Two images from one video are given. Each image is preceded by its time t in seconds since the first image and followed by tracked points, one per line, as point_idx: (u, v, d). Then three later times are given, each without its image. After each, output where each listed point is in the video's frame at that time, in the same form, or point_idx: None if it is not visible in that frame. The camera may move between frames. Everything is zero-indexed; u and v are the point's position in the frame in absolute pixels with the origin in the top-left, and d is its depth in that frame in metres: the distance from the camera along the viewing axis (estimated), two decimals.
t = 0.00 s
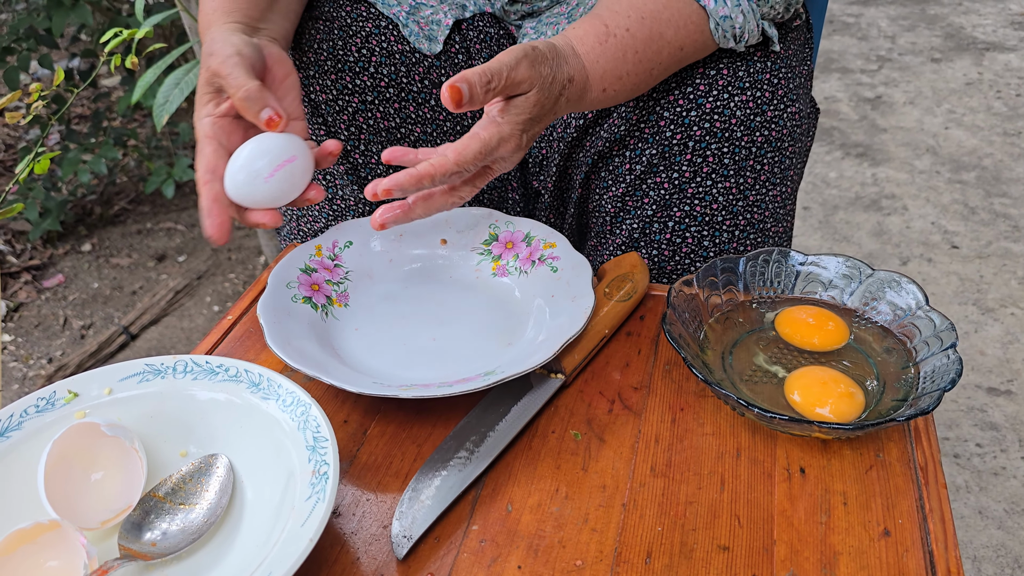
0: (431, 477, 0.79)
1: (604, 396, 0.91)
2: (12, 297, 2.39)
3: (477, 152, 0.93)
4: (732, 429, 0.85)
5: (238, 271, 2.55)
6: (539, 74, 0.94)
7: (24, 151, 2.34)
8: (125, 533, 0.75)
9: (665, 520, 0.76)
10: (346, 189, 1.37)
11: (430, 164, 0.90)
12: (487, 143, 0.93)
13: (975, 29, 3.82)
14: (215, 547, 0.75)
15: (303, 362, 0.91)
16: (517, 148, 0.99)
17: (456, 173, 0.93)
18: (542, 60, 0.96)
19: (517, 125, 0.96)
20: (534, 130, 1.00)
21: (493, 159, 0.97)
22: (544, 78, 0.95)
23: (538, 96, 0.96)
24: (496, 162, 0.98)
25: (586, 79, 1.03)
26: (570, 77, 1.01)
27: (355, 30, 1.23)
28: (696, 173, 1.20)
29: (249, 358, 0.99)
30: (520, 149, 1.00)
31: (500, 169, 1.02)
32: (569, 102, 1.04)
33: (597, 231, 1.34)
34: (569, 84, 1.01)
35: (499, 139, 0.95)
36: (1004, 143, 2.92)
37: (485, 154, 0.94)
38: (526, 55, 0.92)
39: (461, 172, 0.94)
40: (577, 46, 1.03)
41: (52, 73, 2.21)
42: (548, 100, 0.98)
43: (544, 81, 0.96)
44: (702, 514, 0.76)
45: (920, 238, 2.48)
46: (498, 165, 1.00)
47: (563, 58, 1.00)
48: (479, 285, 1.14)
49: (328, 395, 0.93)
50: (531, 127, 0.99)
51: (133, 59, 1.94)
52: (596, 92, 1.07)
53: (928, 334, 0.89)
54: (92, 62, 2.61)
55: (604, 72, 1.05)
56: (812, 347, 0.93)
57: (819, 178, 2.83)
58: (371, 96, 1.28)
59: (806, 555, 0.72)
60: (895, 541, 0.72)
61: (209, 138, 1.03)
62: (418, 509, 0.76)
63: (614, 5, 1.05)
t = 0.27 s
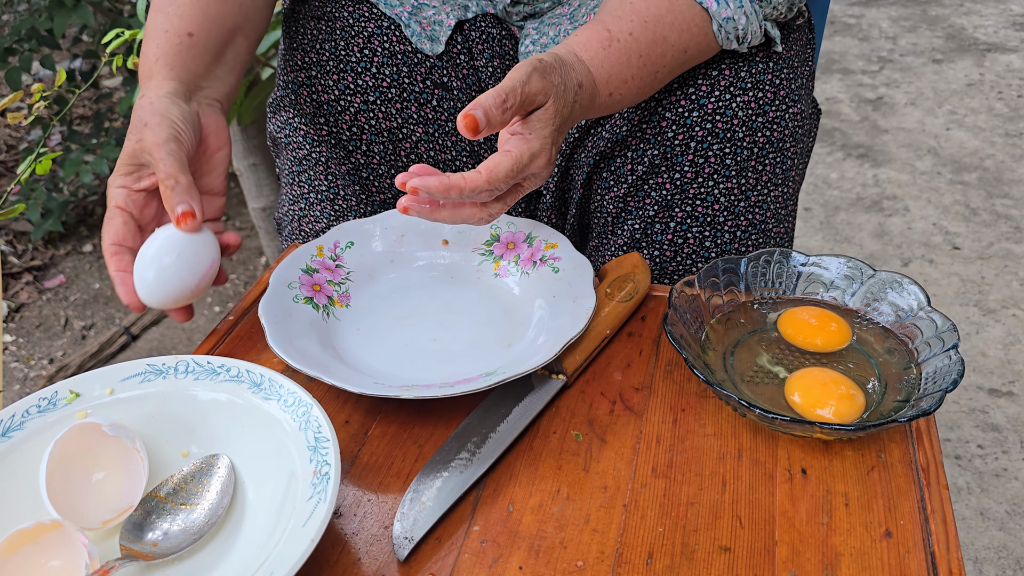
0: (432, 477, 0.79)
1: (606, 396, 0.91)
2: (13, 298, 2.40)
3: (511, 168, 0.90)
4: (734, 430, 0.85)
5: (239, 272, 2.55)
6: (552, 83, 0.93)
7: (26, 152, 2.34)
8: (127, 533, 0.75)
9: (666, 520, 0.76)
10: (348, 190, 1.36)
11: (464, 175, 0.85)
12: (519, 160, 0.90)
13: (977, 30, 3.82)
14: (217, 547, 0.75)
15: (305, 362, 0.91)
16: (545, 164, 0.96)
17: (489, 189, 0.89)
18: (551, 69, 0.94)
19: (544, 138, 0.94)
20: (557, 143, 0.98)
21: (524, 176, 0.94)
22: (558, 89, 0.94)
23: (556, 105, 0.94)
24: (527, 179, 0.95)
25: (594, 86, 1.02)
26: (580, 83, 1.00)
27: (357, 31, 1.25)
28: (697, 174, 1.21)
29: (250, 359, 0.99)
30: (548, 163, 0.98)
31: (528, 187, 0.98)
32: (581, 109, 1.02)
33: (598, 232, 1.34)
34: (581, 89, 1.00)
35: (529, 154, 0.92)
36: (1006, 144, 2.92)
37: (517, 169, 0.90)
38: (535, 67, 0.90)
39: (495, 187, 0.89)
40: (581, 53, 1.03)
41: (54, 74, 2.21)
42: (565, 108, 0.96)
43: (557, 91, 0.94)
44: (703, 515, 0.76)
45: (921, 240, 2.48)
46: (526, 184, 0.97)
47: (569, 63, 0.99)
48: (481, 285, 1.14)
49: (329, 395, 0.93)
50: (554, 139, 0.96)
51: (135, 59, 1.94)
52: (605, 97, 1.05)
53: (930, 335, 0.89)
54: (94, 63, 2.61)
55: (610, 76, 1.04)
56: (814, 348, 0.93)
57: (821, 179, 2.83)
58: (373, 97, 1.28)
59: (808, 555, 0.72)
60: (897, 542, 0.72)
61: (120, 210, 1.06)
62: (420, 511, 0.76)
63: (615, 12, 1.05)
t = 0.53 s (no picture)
0: (434, 478, 0.79)
1: (607, 396, 0.91)
2: (15, 298, 2.40)
3: (516, 163, 0.89)
4: (735, 430, 0.85)
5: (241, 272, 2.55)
6: (549, 79, 0.92)
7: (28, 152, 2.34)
8: (129, 532, 0.75)
9: (668, 520, 0.76)
10: (349, 190, 1.37)
11: (470, 168, 0.86)
12: (525, 154, 0.90)
13: (978, 31, 3.82)
14: (219, 547, 0.75)
15: (307, 362, 0.91)
16: (552, 159, 0.95)
17: (496, 183, 0.89)
18: (548, 66, 0.94)
19: (548, 132, 0.93)
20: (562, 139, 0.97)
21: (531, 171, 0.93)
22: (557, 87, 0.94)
23: (556, 99, 0.94)
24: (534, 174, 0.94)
25: (593, 83, 1.02)
26: (579, 80, 0.99)
27: (359, 31, 1.25)
28: (699, 175, 1.21)
29: (252, 358, 0.99)
30: (555, 160, 0.97)
31: (536, 185, 0.97)
32: (583, 107, 1.01)
33: (599, 233, 1.35)
34: (580, 85, 0.99)
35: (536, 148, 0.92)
36: (1007, 145, 2.92)
37: (524, 163, 0.90)
38: (531, 64, 0.90)
39: (502, 180, 0.89)
40: (580, 53, 1.03)
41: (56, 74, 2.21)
42: (566, 104, 0.95)
43: (556, 88, 0.94)
44: (705, 515, 0.76)
45: (922, 240, 2.48)
46: (533, 180, 0.96)
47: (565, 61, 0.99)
48: (482, 285, 1.14)
49: (331, 395, 0.93)
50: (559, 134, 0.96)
51: (137, 60, 1.93)
52: (604, 95, 1.05)
53: (932, 336, 0.89)
54: (96, 63, 2.62)
55: (608, 75, 1.04)
56: (816, 348, 0.93)
57: (822, 180, 2.83)
58: (375, 97, 1.28)
59: (809, 555, 0.72)
60: (899, 542, 0.72)
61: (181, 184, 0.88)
62: (422, 510, 0.76)
63: (612, 14, 1.06)
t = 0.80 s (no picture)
0: (433, 478, 0.79)
1: (607, 397, 0.91)
2: (14, 298, 2.40)
3: (519, 160, 0.88)
4: (735, 430, 0.85)
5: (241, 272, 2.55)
6: (548, 77, 0.92)
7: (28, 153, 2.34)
8: (128, 533, 0.75)
9: (668, 521, 0.76)
10: (350, 191, 1.38)
11: (473, 165, 0.85)
12: (528, 150, 0.89)
13: (978, 31, 3.82)
14: (218, 547, 0.75)
15: (307, 362, 0.91)
16: (556, 158, 0.94)
17: (499, 181, 0.88)
18: (546, 64, 0.94)
19: (550, 128, 0.92)
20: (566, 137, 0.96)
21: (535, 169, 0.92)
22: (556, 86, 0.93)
23: (556, 97, 0.93)
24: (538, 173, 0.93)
25: (593, 82, 1.02)
26: (579, 78, 0.99)
27: (361, 31, 1.25)
28: (699, 175, 1.21)
29: (251, 359, 0.99)
30: (559, 159, 0.96)
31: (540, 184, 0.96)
32: (585, 106, 1.01)
33: (600, 233, 1.35)
34: (580, 84, 0.99)
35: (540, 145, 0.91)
36: (1007, 145, 2.92)
37: (528, 161, 0.89)
38: (529, 62, 0.90)
39: (505, 178, 0.88)
40: (580, 53, 1.03)
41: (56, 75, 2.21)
42: (568, 102, 0.95)
43: (556, 86, 0.94)
44: (705, 516, 0.76)
45: (922, 241, 2.48)
46: (537, 179, 0.95)
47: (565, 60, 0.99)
48: (482, 286, 1.14)
49: (331, 396, 0.93)
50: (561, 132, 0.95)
51: (136, 60, 1.93)
52: (605, 94, 1.05)
53: (932, 336, 0.89)
54: (96, 64, 2.61)
55: (608, 74, 1.04)
56: (816, 349, 0.93)
57: (822, 180, 2.83)
58: (376, 97, 1.29)
59: (809, 556, 0.72)
60: (899, 543, 0.72)
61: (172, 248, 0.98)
62: (422, 511, 0.76)
63: (612, 15, 1.06)
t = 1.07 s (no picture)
0: (432, 480, 0.79)
1: (606, 398, 0.91)
2: (14, 299, 2.40)
3: (538, 149, 0.85)
4: (734, 431, 0.85)
5: (240, 273, 2.55)
6: (551, 73, 0.90)
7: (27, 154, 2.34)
8: (126, 536, 0.75)
9: (667, 522, 0.76)
10: (348, 190, 1.40)
11: (489, 158, 0.82)
12: (546, 140, 0.86)
13: (977, 30, 3.82)
14: (217, 549, 0.75)
15: (306, 364, 0.91)
16: (575, 149, 0.91)
17: (517, 173, 0.85)
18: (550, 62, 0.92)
19: (566, 120, 0.90)
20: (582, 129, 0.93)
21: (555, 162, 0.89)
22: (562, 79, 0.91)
23: (566, 91, 0.92)
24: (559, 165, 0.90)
25: (605, 79, 1.00)
26: (588, 74, 0.98)
27: (358, 32, 1.24)
28: (698, 176, 1.21)
29: (250, 360, 0.99)
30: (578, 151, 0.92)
31: (563, 178, 0.93)
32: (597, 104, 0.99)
33: (598, 233, 1.35)
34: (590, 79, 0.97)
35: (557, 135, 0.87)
36: (1007, 145, 2.92)
37: (546, 151, 0.86)
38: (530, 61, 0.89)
39: (524, 170, 0.85)
40: (591, 50, 1.01)
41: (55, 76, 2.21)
42: (578, 98, 0.94)
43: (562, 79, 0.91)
44: (703, 517, 0.76)
45: (921, 241, 2.48)
46: (558, 173, 0.92)
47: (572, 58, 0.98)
48: (482, 286, 1.14)
49: (330, 397, 0.93)
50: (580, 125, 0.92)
51: (135, 61, 1.93)
52: (616, 93, 1.03)
53: (931, 336, 0.89)
54: (95, 65, 2.61)
55: (620, 72, 1.02)
56: (816, 349, 0.93)
57: (821, 180, 2.83)
58: (374, 98, 1.29)
59: (808, 557, 0.72)
60: (898, 544, 0.72)
61: (193, 145, 0.93)
62: (420, 513, 0.76)
63: (622, 13, 1.05)
